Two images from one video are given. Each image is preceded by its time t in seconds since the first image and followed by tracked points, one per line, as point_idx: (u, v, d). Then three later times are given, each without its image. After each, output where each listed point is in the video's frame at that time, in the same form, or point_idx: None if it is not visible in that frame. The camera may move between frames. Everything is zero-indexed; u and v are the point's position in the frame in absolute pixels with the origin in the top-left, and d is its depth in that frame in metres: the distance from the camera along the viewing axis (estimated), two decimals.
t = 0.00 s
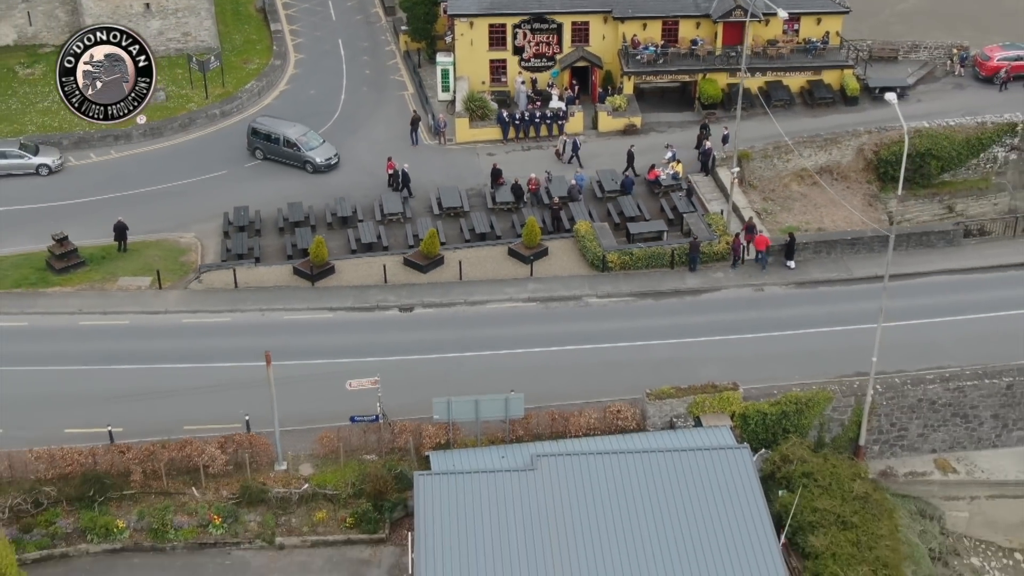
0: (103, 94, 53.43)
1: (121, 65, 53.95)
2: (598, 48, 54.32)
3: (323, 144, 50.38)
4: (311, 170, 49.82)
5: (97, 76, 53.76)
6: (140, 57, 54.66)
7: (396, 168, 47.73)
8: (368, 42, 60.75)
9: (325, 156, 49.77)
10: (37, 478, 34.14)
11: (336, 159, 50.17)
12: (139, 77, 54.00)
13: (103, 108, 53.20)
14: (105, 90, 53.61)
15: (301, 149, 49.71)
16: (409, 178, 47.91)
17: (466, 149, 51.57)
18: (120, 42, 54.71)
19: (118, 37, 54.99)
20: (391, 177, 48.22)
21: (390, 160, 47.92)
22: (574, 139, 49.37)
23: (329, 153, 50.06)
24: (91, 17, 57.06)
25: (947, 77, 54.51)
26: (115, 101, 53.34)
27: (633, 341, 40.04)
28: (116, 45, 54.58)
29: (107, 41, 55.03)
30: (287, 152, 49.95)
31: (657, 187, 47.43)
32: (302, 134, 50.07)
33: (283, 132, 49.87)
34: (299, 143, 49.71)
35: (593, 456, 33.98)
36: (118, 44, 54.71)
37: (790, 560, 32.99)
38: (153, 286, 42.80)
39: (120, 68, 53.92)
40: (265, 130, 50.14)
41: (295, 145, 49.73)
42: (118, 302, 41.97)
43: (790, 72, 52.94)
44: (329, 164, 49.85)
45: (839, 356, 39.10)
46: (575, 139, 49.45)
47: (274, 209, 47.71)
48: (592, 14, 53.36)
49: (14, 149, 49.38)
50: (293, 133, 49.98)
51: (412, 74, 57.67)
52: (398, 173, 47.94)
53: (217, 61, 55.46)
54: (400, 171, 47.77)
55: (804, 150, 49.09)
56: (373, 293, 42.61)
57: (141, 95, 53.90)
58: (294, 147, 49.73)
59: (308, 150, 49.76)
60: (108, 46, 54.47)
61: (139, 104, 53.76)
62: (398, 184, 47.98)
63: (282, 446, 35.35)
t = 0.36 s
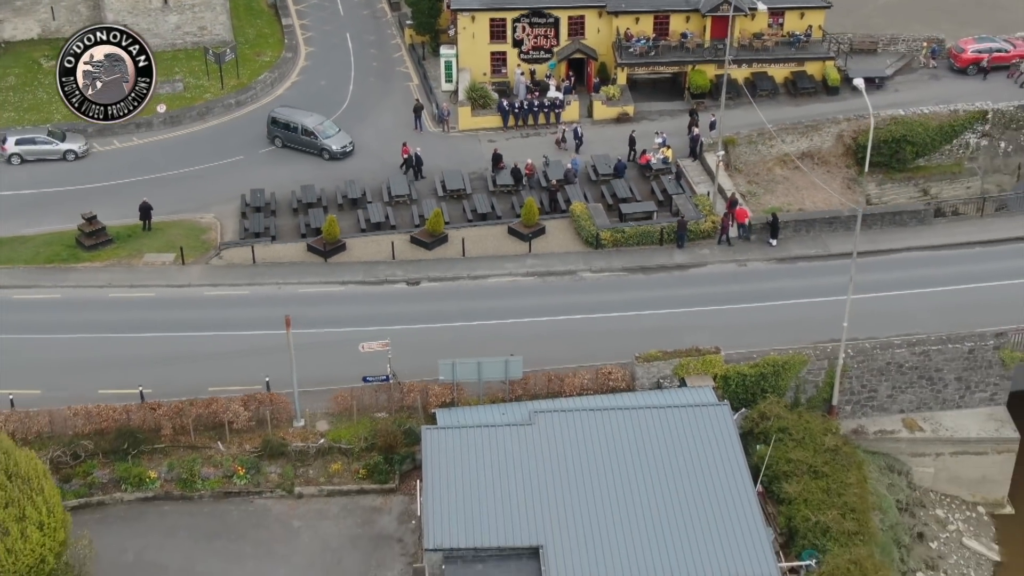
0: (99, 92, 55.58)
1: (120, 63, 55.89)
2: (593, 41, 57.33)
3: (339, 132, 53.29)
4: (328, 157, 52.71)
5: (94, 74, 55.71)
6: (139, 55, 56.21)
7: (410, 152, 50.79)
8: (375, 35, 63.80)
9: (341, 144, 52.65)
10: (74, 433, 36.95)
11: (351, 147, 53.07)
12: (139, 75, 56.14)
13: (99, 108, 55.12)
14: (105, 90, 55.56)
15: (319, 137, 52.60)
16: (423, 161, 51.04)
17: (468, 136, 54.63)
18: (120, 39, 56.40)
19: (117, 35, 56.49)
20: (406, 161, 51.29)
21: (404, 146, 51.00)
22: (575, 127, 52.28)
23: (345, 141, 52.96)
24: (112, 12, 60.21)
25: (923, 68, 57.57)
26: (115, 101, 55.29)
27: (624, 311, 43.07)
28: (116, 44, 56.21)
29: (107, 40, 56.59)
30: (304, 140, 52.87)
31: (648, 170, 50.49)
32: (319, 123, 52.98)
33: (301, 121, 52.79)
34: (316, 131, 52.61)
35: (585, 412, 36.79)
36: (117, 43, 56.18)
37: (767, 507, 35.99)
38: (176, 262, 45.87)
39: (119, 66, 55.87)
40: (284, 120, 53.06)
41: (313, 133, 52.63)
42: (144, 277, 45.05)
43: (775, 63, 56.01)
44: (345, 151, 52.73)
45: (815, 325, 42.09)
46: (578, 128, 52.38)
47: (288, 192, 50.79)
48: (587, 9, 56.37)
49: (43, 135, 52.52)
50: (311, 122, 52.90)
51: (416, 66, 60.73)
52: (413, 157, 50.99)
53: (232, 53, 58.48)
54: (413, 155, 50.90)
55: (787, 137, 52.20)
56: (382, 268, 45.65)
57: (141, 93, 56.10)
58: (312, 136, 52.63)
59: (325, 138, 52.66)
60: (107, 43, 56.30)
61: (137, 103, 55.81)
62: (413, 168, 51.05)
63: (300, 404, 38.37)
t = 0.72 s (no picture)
0: (100, 92, 58.74)
1: (118, 62, 58.37)
2: (590, 56, 60.46)
3: (353, 143, 56.25)
4: (343, 167, 55.66)
5: (94, 73, 58.58)
6: (139, 55, 58.60)
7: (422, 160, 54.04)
8: (381, 51, 66.95)
9: (355, 154, 55.65)
10: (106, 417, 39.97)
11: (364, 157, 56.06)
12: (137, 74, 58.74)
13: (100, 108, 58.76)
14: (104, 89, 58.75)
15: (334, 148, 55.56)
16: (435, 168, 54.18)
17: (471, 146, 57.67)
18: (117, 36, 58.53)
19: (116, 33, 58.75)
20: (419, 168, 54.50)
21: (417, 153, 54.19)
22: (577, 138, 55.27)
23: (359, 151, 55.94)
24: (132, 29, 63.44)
25: (902, 82, 60.69)
26: (115, 101, 58.71)
27: (618, 307, 46.00)
28: (115, 41, 58.60)
29: (107, 40, 59.05)
30: (320, 151, 55.82)
31: (640, 178, 53.52)
32: (334, 134, 55.96)
33: (317, 133, 55.75)
34: (332, 142, 55.58)
35: (579, 397, 39.52)
36: (117, 41, 58.58)
37: (748, 485, 38.72)
38: (196, 262, 48.83)
39: (118, 66, 58.45)
40: (301, 131, 56.00)
41: (329, 144, 55.60)
42: (167, 276, 47.98)
43: (761, 77, 59.18)
44: (359, 161, 55.73)
45: (795, 321, 44.95)
46: (579, 139, 55.34)
47: (301, 198, 53.78)
48: (583, 26, 59.50)
49: (69, 145, 55.56)
50: (326, 133, 55.87)
51: (421, 80, 63.86)
52: (425, 164, 54.21)
53: (246, 68, 61.57)
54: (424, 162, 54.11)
55: (771, 146, 55.28)
56: (390, 268, 48.58)
57: (141, 91, 59.12)
58: (328, 147, 55.59)
59: (340, 149, 55.63)
60: (107, 42, 58.80)
61: (136, 103, 59.15)
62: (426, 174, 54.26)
63: (315, 391, 41.35)
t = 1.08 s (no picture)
0: (101, 92, 63.93)
1: (118, 62, 63.17)
2: (585, 87, 63.87)
3: (365, 169, 59.48)
4: (355, 191, 58.87)
5: (95, 71, 63.23)
6: (138, 55, 63.45)
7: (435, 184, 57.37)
8: (388, 83, 70.43)
9: (367, 179, 58.87)
10: (134, 420, 42.80)
11: (375, 182, 59.28)
12: (139, 75, 64.02)
13: (99, 108, 64.16)
14: (105, 90, 64.06)
15: (347, 174, 58.79)
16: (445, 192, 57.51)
17: (473, 172, 60.97)
18: (118, 38, 63.27)
19: (117, 34, 63.42)
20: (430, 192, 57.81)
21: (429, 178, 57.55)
22: (579, 165, 58.43)
23: (370, 177, 59.17)
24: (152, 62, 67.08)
25: (882, 112, 64.11)
26: (113, 101, 64.06)
27: (611, 320, 49.10)
28: (115, 42, 63.14)
29: (108, 40, 63.54)
30: (334, 176, 59.05)
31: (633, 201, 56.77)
32: (346, 161, 59.22)
33: (331, 159, 59.02)
34: (345, 168, 58.83)
35: (574, 398, 42.60)
36: (118, 42, 63.09)
37: (732, 482, 41.66)
38: (216, 279, 51.99)
39: (117, 65, 63.25)
40: (315, 158, 59.26)
41: (342, 170, 58.84)
42: (188, 291, 51.13)
43: (747, 107, 62.70)
44: (370, 186, 58.94)
45: (776, 333, 48.04)
46: (581, 166, 58.52)
47: (312, 220, 57.03)
48: (580, 59, 62.89)
49: (93, 170, 58.89)
50: (339, 160, 59.14)
51: (426, 109, 67.27)
52: (437, 187, 57.52)
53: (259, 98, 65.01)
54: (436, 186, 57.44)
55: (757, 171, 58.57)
56: (397, 284, 51.71)
57: (142, 94, 64.43)
58: (341, 172, 58.83)
59: (352, 174, 58.85)
60: (109, 43, 63.28)
61: (133, 103, 64.49)
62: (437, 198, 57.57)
63: (328, 396, 44.33)
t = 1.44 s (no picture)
0: (102, 92, 70.28)
1: (117, 64, 69.89)
2: (581, 118, 67.32)
3: (372, 196, 62.80)
4: (362, 216, 62.17)
5: (95, 73, 69.84)
6: (139, 56, 70.03)
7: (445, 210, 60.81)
8: (393, 115, 73.93)
9: (374, 205, 62.18)
10: (158, 426, 45.86)
11: (381, 208, 62.56)
12: (139, 75, 70.55)
13: (101, 106, 70.52)
14: (105, 90, 70.50)
15: (355, 200, 62.12)
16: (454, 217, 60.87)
17: (474, 198, 64.30)
18: (117, 42, 69.45)
19: (115, 37, 69.47)
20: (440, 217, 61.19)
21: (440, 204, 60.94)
22: (580, 193, 61.66)
23: (377, 203, 62.47)
24: (168, 95, 70.66)
25: (863, 142, 67.55)
26: (115, 99, 70.53)
27: (604, 335, 52.24)
28: (114, 45, 69.35)
29: (106, 40, 69.55)
30: (342, 202, 62.40)
31: (626, 225, 60.00)
32: (354, 188, 62.58)
33: (340, 186, 62.40)
34: (353, 195, 62.17)
35: (569, 405, 45.64)
36: (117, 45, 69.28)
37: (716, 483, 44.64)
38: (232, 297, 55.16)
39: (117, 68, 69.98)
40: (325, 185, 62.67)
41: (350, 196, 62.18)
42: (206, 309, 54.29)
43: (735, 137, 66.01)
44: (377, 211, 62.24)
45: (759, 347, 51.16)
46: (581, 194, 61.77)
47: (323, 243, 60.29)
48: (576, 91, 66.40)
49: (115, 197, 62.24)
50: (348, 187, 62.51)
51: (429, 139, 70.71)
52: (447, 212, 60.90)
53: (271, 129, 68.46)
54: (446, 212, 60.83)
55: (743, 198, 61.87)
56: (403, 302, 54.90)
57: (142, 93, 70.98)
58: (349, 199, 62.18)
59: (360, 201, 62.18)
60: (108, 46, 69.24)
61: (135, 101, 70.99)
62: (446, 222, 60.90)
63: (339, 404, 47.41)
